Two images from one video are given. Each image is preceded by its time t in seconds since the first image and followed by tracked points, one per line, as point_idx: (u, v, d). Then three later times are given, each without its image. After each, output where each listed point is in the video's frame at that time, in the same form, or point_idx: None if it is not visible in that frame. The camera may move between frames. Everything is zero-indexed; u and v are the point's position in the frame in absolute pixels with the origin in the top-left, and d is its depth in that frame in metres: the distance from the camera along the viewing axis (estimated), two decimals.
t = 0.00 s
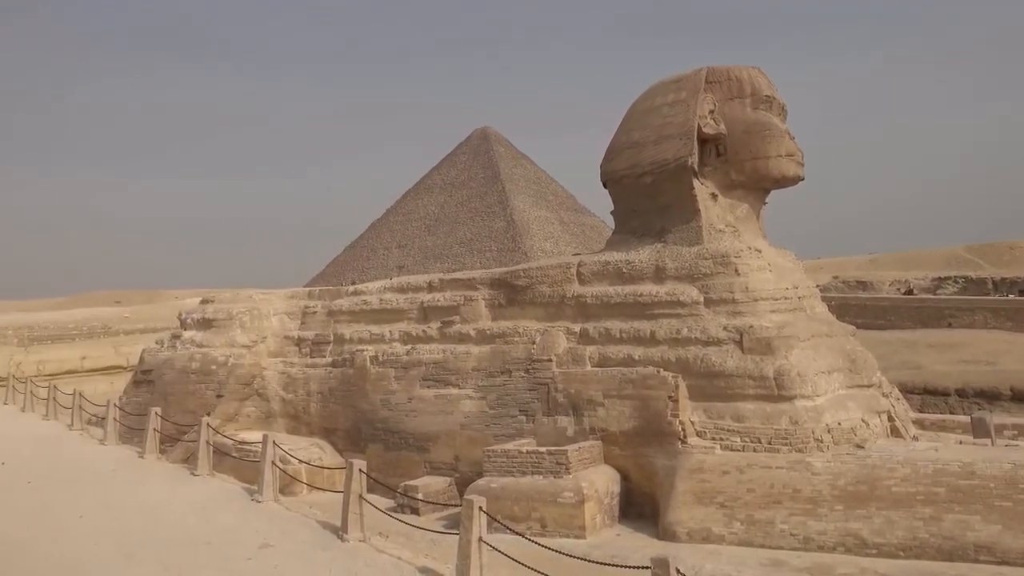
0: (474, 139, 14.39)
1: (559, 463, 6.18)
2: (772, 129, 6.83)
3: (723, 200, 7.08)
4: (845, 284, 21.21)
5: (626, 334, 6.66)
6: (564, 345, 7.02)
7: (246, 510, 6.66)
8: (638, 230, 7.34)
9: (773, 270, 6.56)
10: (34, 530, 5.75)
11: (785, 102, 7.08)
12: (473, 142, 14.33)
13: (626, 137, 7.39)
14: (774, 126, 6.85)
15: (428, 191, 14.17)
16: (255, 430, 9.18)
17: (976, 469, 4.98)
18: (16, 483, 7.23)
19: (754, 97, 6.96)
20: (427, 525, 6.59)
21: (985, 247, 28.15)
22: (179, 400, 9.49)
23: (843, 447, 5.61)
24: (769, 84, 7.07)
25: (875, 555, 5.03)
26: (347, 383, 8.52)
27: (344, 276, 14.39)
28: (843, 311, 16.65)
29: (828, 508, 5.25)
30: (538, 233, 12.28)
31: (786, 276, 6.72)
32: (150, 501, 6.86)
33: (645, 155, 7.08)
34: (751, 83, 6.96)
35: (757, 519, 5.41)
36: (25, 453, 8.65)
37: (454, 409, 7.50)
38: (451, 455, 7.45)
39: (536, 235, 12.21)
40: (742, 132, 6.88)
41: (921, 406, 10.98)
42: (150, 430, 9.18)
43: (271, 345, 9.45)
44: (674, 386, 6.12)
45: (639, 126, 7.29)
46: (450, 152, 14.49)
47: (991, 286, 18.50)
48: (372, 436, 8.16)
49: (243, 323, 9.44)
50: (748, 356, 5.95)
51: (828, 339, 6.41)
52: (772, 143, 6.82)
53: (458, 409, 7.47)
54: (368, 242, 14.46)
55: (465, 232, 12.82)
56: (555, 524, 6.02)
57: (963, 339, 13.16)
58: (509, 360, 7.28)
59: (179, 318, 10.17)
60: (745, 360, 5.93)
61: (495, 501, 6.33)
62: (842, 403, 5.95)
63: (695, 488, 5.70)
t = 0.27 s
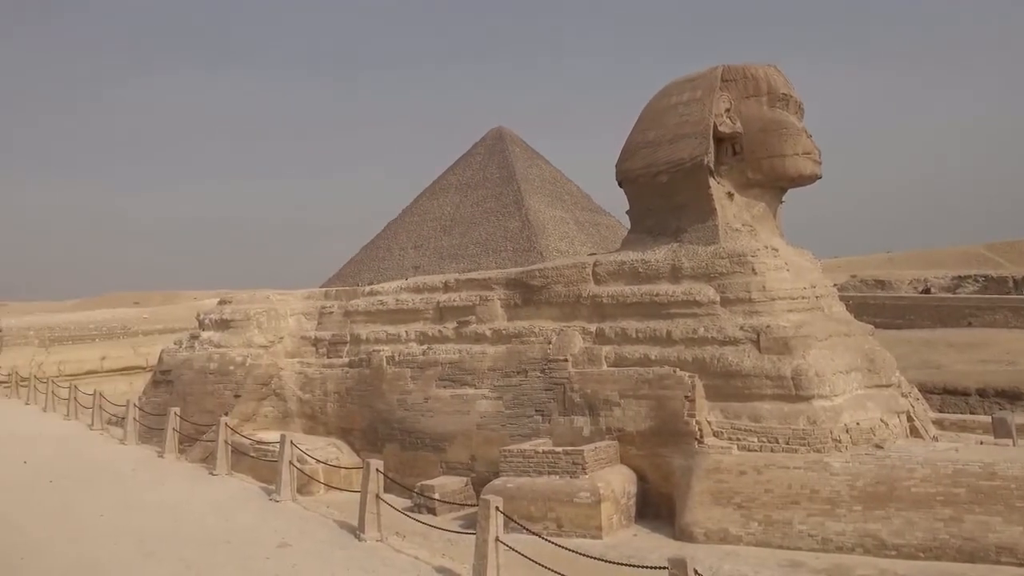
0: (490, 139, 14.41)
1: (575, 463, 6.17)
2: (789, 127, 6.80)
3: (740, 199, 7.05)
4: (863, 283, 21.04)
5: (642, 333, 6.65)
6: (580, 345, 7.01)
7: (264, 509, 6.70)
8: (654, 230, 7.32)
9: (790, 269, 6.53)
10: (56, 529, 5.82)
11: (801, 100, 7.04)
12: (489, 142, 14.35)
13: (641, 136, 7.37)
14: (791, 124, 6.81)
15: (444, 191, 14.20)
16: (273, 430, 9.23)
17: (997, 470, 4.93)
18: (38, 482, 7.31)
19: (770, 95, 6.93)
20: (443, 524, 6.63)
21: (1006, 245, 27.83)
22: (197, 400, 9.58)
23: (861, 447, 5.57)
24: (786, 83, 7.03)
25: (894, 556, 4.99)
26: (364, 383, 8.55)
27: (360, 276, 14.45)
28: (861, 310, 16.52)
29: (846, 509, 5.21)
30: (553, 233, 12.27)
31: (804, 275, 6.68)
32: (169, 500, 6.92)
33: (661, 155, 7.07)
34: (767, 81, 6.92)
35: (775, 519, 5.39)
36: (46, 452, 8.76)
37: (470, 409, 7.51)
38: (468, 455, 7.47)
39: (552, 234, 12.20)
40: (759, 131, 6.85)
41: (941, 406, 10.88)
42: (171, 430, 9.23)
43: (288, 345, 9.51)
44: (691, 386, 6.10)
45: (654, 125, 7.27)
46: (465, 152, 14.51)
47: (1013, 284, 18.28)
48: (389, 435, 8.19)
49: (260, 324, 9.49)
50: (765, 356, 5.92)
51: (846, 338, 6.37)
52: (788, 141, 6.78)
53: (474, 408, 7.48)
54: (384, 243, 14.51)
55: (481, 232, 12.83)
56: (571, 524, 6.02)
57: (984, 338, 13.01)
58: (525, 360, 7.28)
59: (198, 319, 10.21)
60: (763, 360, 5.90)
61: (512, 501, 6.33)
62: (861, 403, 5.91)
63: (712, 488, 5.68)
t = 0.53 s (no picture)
0: (505, 139, 14.42)
1: (592, 463, 6.17)
2: (806, 125, 6.76)
3: (756, 198, 7.01)
4: (882, 282, 20.86)
5: (659, 333, 6.63)
6: (596, 345, 7.00)
7: (283, 508, 6.75)
8: (670, 229, 7.30)
9: (808, 268, 6.49)
10: (78, 528, 5.89)
11: (818, 98, 7.00)
12: (504, 143, 14.36)
13: (657, 135, 7.35)
14: (808, 122, 6.77)
15: (459, 192, 14.24)
16: (290, 430, 9.28)
17: (1019, 470, 4.87)
18: (59, 481, 7.39)
19: (787, 93, 6.89)
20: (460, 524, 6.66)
21: None
22: (216, 400, 9.67)
23: (880, 448, 5.53)
24: (802, 80, 6.99)
25: (914, 557, 4.95)
26: (380, 383, 8.59)
27: (376, 277, 14.51)
28: (880, 310, 16.38)
29: (865, 510, 5.18)
30: (569, 232, 12.27)
31: (821, 274, 6.64)
32: (188, 499, 6.98)
33: (677, 154, 7.05)
34: (783, 79, 6.88)
35: (793, 520, 5.36)
36: (68, 452, 8.85)
37: (487, 409, 7.52)
38: (484, 455, 7.48)
39: (568, 234, 12.19)
40: (775, 129, 6.81)
41: (961, 406, 10.78)
42: (190, 430, 9.28)
43: (305, 346, 9.57)
44: (707, 386, 6.08)
45: (670, 124, 7.25)
46: (481, 153, 14.54)
47: None
48: (406, 435, 8.22)
49: (278, 324, 9.60)
50: (783, 356, 5.89)
51: (864, 337, 6.33)
52: (806, 140, 6.74)
53: (491, 408, 7.49)
54: (400, 243, 14.57)
55: (496, 232, 12.85)
56: (588, 524, 6.01)
57: (1004, 337, 12.88)
58: (541, 360, 7.29)
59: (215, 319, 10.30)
60: (780, 359, 5.87)
61: (528, 501, 6.34)
62: (880, 403, 5.87)
63: (730, 488, 5.66)
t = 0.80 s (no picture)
0: (521, 139, 14.43)
1: (609, 463, 6.16)
2: (824, 123, 6.71)
3: (774, 196, 6.97)
4: (902, 281, 20.67)
5: (676, 333, 6.61)
6: (613, 345, 6.99)
7: (302, 507, 6.79)
8: (687, 228, 7.27)
9: (826, 267, 6.44)
10: (100, 527, 5.95)
11: (836, 96, 6.94)
12: (520, 143, 14.37)
13: (674, 134, 7.33)
14: (826, 120, 6.72)
15: (476, 192, 14.26)
16: (308, 429, 9.33)
17: None
18: (81, 481, 7.48)
19: (805, 91, 6.84)
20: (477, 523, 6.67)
21: None
22: (235, 400, 9.75)
23: (901, 448, 5.48)
24: (820, 78, 6.94)
25: (936, 559, 4.90)
26: (398, 383, 8.62)
27: (394, 277, 14.56)
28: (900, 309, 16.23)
29: (886, 511, 5.14)
30: (586, 232, 12.25)
31: (840, 273, 6.59)
32: (208, 498, 7.04)
33: (694, 153, 7.03)
34: (801, 76, 6.84)
35: (813, 520, 5.33)
36: (90, 451, 8.95)
37: (504, 409, 7.53)
38: (501, 454, 7.49)
39: (584, 234, 12.18)
40: (793, 127, 6.77)
41: (983, 406, 10.67)
42: (210, 429, 9.27)
43: (323, 346, 9.62)
44: (725, 386, 6.05)
45: (687, 123, 7.22)
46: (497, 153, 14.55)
47: None
48: (423, 435, 8.25)
49: (296, 325, 9.67)
50: (801, 355, 5.85)
51: (884, 337, 6.27)
52: (824, 138, 6.69)
53: (508, 408, 7.50)
54: (417, 243, 14.62)
55: (513, 232, 12.87)
56: (606, 524, 6.00)
57: None
58: (558, 360, 7.28)
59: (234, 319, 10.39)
60: (799, 359, 5.83)
61: (545, 500, 6.34)
62: (900, 403, 5.82)
63: (748, 489, 5.63)
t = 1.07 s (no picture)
0: (538, 138, 14.43)
1: (627, 463, 6.14)
2: (844, 121, 6.65)
3: (793, 195, 6.93)
4: (923, 279, 20.45)
5: (694, 332, 6.58)
6: (631, 344, 6.97)
7: (321, 507, 6.82)
8: (705, 228, 7.24)
9: (846, 266, 6.39)
10: (122, 525, 6.01)
11: (856, 93, 6.88)
12: (537, 143, 14.37)
13: (692, 133, 7.30)
14: (846, 118, 6.66)
15: (493, 193, 14.28)
16: (327, 429, 9.37)
17: None
18: (104, 480, 7.56)
19: (824, 89, 6.79)
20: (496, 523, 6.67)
21: None
22: (255, 400, 9.82)
23: (923, 448, 5.43)
24: (840, 75, 6.88)
25: (959, 560, 4.85)
26: (416, 383, 8.64)
27: (411, 278, 14.61)
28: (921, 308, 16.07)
29: (908, 511, 5.09)
30: (603, 231, 12.23)
31: (860, 272, 6.53)
32: (229, 498, 7.10)
33: (712, 152, 7.00)
34: (820, 74, 6.78)
35: (834, 521, 5.29)
36: (112, 451, 9.05)
37: (522, 409, 7.53)
38: (519, 454, 7.49)
39: (601, 233, 12.17)
40: (812, 125, 6.72)
41: (1006, 406, 10.54)
42: (230, 428, 9.26)
43: (342, 346, 9.67)
44: (744, 386, 6.02)
45: (704, 122, 7.19)
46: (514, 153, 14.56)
47: None
48: (441, 435, 8.27)
49: (314, 325, 9.74)
50: (821, 355, 5.81)
51: (905, 336, 6.22)
52: (843, 135, 6.64)
53: (525, 408, 7.50)
54: (434, 244, 14.67)
55: (530, 232, 12.88)
56: (624, 524, 5.99)
57: None
58: (576, 360, 7.27)
59: (254, 320, 10.48)
60: (819, 358, 5.78)
61: (564, 500, 6.33)
62: (921, 402, 5.76)
63: (768, 489, 5.59)
